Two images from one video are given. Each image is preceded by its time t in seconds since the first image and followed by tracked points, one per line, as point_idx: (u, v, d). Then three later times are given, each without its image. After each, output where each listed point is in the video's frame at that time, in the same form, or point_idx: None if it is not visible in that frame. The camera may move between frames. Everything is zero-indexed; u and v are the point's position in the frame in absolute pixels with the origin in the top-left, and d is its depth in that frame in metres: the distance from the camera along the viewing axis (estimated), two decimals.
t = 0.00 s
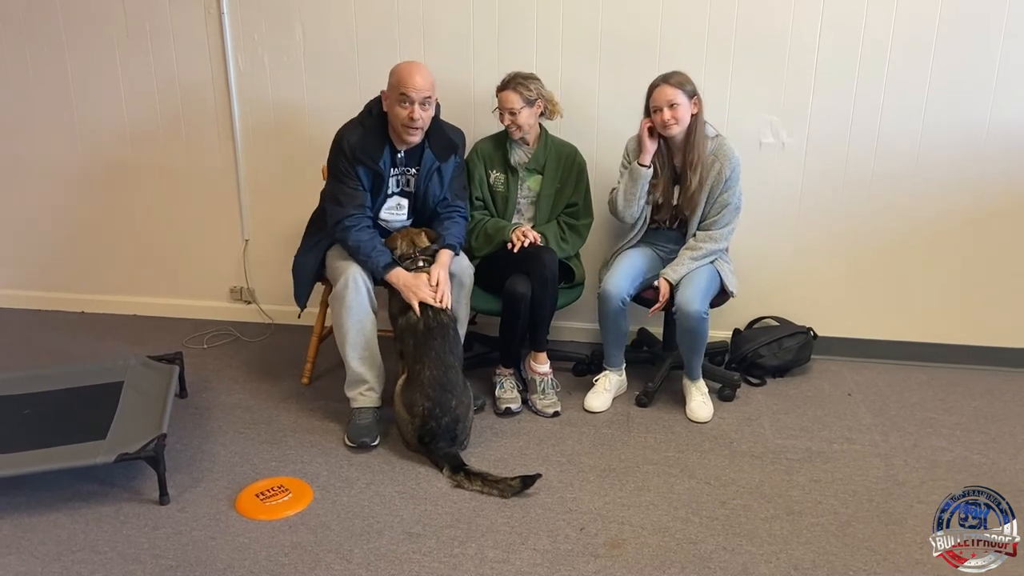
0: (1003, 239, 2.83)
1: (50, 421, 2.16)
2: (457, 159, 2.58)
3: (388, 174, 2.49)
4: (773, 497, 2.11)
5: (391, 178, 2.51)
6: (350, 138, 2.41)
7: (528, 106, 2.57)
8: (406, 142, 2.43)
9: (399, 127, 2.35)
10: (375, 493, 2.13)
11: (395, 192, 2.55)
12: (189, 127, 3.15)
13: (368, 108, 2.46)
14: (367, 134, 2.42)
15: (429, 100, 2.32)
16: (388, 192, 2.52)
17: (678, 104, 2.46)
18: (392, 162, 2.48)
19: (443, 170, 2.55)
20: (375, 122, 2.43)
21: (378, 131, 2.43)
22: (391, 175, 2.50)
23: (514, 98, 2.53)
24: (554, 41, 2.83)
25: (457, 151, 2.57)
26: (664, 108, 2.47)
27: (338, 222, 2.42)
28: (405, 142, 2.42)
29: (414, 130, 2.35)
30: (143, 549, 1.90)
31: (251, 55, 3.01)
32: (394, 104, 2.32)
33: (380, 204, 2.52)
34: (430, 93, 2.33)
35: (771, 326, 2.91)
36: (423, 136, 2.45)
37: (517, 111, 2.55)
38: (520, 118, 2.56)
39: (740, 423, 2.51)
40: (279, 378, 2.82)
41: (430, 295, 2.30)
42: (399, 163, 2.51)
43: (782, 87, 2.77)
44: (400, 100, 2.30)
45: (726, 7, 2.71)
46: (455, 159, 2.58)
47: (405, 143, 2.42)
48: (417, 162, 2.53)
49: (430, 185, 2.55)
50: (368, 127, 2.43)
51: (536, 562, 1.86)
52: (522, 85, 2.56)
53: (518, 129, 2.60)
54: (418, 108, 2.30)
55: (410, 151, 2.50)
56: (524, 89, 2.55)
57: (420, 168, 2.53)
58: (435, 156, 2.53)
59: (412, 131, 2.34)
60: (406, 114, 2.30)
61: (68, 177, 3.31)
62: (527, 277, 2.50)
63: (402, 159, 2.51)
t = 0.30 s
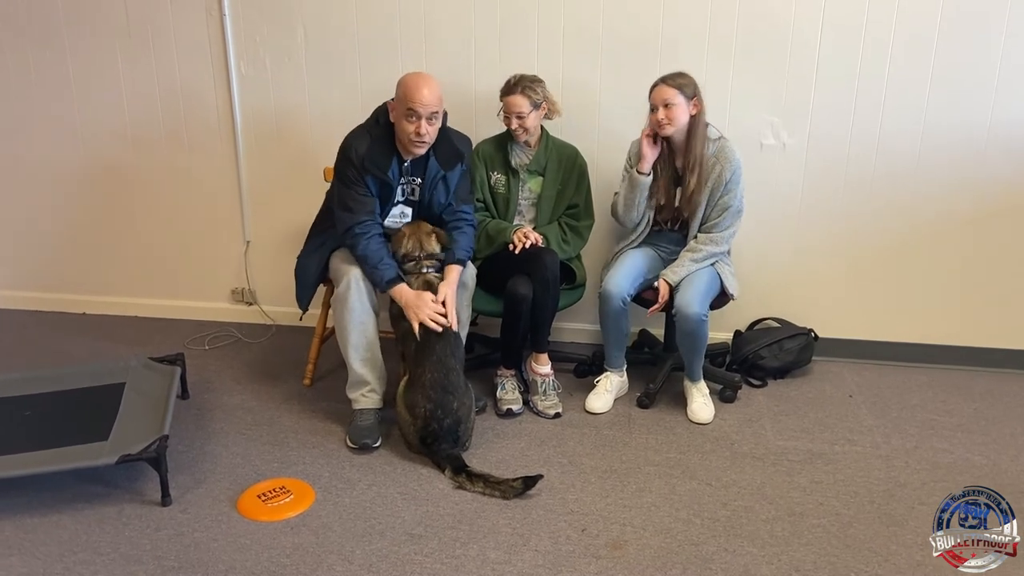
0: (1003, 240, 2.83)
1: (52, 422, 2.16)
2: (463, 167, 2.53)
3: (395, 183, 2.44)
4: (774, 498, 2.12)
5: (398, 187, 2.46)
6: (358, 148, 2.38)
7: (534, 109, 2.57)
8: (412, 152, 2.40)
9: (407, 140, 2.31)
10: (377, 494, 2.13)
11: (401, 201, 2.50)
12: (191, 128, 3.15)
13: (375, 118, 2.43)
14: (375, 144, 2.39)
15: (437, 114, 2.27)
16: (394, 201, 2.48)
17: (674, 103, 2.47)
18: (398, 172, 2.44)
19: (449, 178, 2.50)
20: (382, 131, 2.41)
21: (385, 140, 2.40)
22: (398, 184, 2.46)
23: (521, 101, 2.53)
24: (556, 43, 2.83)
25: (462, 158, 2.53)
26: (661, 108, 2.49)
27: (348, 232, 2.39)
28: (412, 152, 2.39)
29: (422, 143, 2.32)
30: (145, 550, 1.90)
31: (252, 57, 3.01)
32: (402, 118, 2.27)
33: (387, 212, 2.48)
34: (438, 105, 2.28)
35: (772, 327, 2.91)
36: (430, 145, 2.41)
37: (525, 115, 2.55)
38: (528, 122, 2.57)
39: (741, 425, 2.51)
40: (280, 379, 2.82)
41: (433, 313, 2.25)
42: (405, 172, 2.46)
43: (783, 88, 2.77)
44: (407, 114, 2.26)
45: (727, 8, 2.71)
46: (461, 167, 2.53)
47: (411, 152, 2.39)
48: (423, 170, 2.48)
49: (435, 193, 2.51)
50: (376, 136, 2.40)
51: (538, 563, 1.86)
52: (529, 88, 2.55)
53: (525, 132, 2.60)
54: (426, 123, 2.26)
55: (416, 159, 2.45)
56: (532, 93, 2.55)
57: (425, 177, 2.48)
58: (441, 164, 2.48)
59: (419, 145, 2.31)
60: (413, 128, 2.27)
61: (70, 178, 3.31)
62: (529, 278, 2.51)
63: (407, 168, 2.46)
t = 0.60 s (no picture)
0: (1004, 241, 2.83)
1: (53, 423, 2.16)
2: (464, 173, 2.52)
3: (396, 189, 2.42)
4: (775, 500, 2.11)
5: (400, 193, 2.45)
6: (361, 154, 2.35)
7: (538, 111, 2.57)
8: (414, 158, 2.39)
9: (409, 149, 2.30)
10: (377, 495, 2.13)
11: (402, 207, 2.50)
12: (191, 129, 3.15)
13: (377, 123, 2.41)
14: (378, 150, 2.37)
15: (439, 123, 2.25)
16: (395, 207, 2.47)
17: (675, 106, 2.47)
18: (400, 178, 2.42)
19: (450, 184, 2.49)
20: (385, 136, 2.38)
21: (388, 145, 2.38)
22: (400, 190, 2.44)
23: (526, 104, 2.53)
24: (557, 45, 2.83)
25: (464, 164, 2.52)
26: (662, 108, 2.50)
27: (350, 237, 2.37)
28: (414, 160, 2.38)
29: (424, 153, 2.31)
30: (145, 551, 1.90)
31: (253, 59, 3.01)
32: (404, 127, 2.26)
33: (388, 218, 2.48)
34: (441, 112, 2.26)
35: (772, 329, 2.91)
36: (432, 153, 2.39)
37: (529, 117, 2.55)
38: (532, 124, 2.57)
39: (742, 426, 2.51)
40: (280, 380, 2.82)
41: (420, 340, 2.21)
42: (406, 178, 2.45)
43: (783, 89, 2.77)
44: (410, 124, 2.24)
45: (727, 9, 2.71)
46: (462, 172, 2.52)
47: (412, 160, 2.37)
48: (423, 176, 2.47)
49: (436, 198, 2.49)
50: (378, 142, 2.38)
51: (539, 565, 1.86)
52: (534, 91, 2.56)
53: (529, 134, 2.60)
54: (429, 132, 2.25)
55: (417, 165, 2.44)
56: (537, 96, 2.56)
57: (426, 183, 2.47)
58: (442, 169, 2.47)
59: (422, 154, 2.30)
60: (416, 138, 2.25)
61: (70, 179, 3.31)
62: (529, 279, 2.51)
63: (408, 173, 2.45)
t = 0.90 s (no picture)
0: (1003, 243, 2.83)
1: (53, 424, 2.16)
2: (463, 171, 2.53)
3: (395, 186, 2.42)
4: (775, 501, 2.11)
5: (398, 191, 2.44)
6: (359, 152, 2.36)
7: (539, 114, 2.57)
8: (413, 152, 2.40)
9: (409, 151, 2.31)
10: (377, 497, 2.13)
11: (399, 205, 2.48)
12: (191, 130, 3.15)
13: (374, 121, 2.41)
14: (376, 148, 2.37)
15: (439, 130, 2.25)
16: (393, 204, 2.46)
17: (673, 112, 2.48)
18: (398, 175, 2.42)
19: (449, 181, 2.49)
20: (382, 134, 2.38)
21: (385, 143, 2.38)
22: (398, 188, 2.44)
23: (527, 106, 2.53)
24: (557, 46, 2.83)
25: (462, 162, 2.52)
26: (660, 114, 2.50)
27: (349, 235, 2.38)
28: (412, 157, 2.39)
29: (423, 155, 2.33)
30: (145, 553, 1.90)
31: (253, 60, 3.01)
32: (405, 133, 2.25)
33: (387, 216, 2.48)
34: (441, 117, 2.25)
35: (772, 330, 2.91)
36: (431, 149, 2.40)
37: (530, 119, 2.55)
38: (533, 126, 2.57)
39: (742, 428, 2.51)
40: (280, 381, 2.82)
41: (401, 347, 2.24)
42: (404, 175, 2.44)
43: (783, 90, 2.77)
44: (410, 132, 2.23)
45: (727, 10, 2.71)
46: (461, 170, 2.52)
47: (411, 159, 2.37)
48: (421, 174, 2.47)
49: (435, 196, 2.49)
50: (376, 140, 2.38)
51: (539, 566, 1.86)
52: (535, 93, 2.56)
53: (529, 135, 2.60)
54: (429, 140, 2.25)
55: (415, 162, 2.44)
56: (538, 98, 2.56)
57: (425, 181, 2.47)
58: (441, 167, 2.47)
59: (421, 156, 2.32)
60: (416, 144, 2.27)
61: (69, 180, 3.31)
62: (529, 281, 2.51)
63: (406, 171, 2.44)
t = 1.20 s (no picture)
0: (1003, 245, 2.83)
1: (52, 425, 2.15)
2: (459, 163, 2.58)
3: (387, 176, 2.48)
4: (776, 503, 2.11)
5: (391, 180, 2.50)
6: (349, 141, 2.43)
7: (539, 115, 2.57)
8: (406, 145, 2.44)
9: (402, 144, 2.37)
10: (377, 498, 2.12)
11: (394, 197, 2.53)
12: (191, 131, 3.15)
13: (369, 113, 2.47)
14: (366, 137, 2.43)
15: (432, 125, 2.30)
16: (387, 196, 2.52)
17: (670, 117, 2.48)
18: (392, 165, 2.48)
19: (445, 172, 2.54)
20: (374, 125, 2.44)
21: (377, 133, 2.44)
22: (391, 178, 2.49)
23: (526, 107, 2.53)
24: (557, 47, 2.83)
25: (458, 154, 2.58)
26: (658, 119, 2.50)
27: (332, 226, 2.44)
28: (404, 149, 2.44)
29: (416, 148, 2.38)
30: (145, 554, 1.90)
31: (253, 60, 3.01)
32: (398, 128, 2.30)
33: (380, 208, 2.53)
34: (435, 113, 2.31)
35: (773, 332, 2.91)
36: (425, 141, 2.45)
37: (529, 121, 2.55)
38: (532, 127, 2.57)
39: (742, 430, 2.50)
40: (279, 383, 2.82)
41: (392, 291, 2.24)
42: (399, 166, 2.50)
43: (784, 92, 2.77)
44: (403, 127, 2.28)
45: (728, 12, 2.71)
46: (457, 162, 2.58)
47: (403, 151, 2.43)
48: (417, 165, 2.52)
49: (432, 188, 2.53)
50: (367, 131, 2.44)
51: (539, 568, 1.86)
52: (535, 94, 2.56)
53: (529, 137, 2.60)
54: (421, 135, 2.30)
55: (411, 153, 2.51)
56: (537, 99, 2.56)
57: (420, 172, 2.52)
58: (436, 159, 2.52)
59: (413, 149, 2.37)
60: (410, 138, 2.32)
61: (69, 180, 3.30)
62: (529, 282, 2.51)
63: (401, 162, 2.50)
